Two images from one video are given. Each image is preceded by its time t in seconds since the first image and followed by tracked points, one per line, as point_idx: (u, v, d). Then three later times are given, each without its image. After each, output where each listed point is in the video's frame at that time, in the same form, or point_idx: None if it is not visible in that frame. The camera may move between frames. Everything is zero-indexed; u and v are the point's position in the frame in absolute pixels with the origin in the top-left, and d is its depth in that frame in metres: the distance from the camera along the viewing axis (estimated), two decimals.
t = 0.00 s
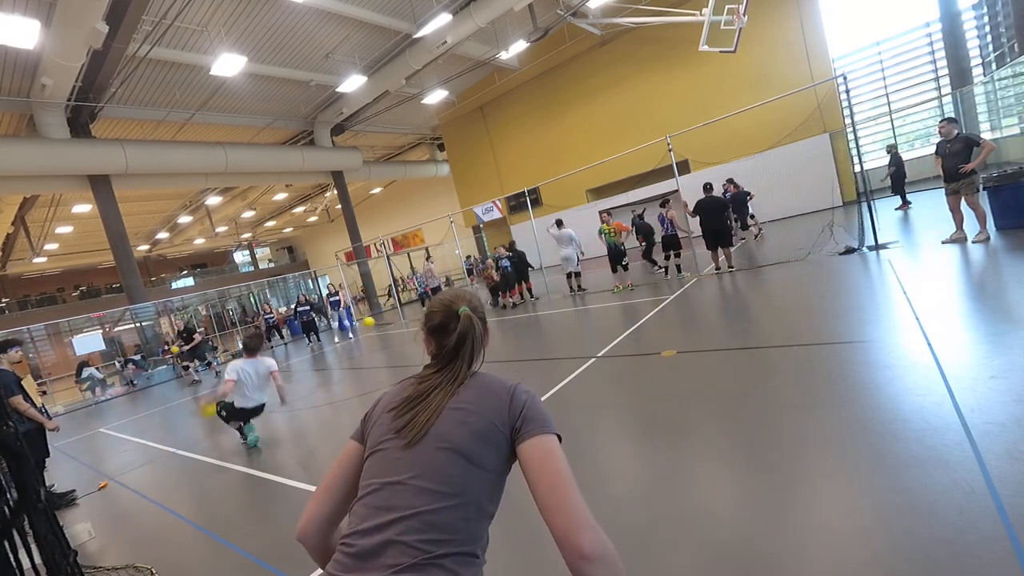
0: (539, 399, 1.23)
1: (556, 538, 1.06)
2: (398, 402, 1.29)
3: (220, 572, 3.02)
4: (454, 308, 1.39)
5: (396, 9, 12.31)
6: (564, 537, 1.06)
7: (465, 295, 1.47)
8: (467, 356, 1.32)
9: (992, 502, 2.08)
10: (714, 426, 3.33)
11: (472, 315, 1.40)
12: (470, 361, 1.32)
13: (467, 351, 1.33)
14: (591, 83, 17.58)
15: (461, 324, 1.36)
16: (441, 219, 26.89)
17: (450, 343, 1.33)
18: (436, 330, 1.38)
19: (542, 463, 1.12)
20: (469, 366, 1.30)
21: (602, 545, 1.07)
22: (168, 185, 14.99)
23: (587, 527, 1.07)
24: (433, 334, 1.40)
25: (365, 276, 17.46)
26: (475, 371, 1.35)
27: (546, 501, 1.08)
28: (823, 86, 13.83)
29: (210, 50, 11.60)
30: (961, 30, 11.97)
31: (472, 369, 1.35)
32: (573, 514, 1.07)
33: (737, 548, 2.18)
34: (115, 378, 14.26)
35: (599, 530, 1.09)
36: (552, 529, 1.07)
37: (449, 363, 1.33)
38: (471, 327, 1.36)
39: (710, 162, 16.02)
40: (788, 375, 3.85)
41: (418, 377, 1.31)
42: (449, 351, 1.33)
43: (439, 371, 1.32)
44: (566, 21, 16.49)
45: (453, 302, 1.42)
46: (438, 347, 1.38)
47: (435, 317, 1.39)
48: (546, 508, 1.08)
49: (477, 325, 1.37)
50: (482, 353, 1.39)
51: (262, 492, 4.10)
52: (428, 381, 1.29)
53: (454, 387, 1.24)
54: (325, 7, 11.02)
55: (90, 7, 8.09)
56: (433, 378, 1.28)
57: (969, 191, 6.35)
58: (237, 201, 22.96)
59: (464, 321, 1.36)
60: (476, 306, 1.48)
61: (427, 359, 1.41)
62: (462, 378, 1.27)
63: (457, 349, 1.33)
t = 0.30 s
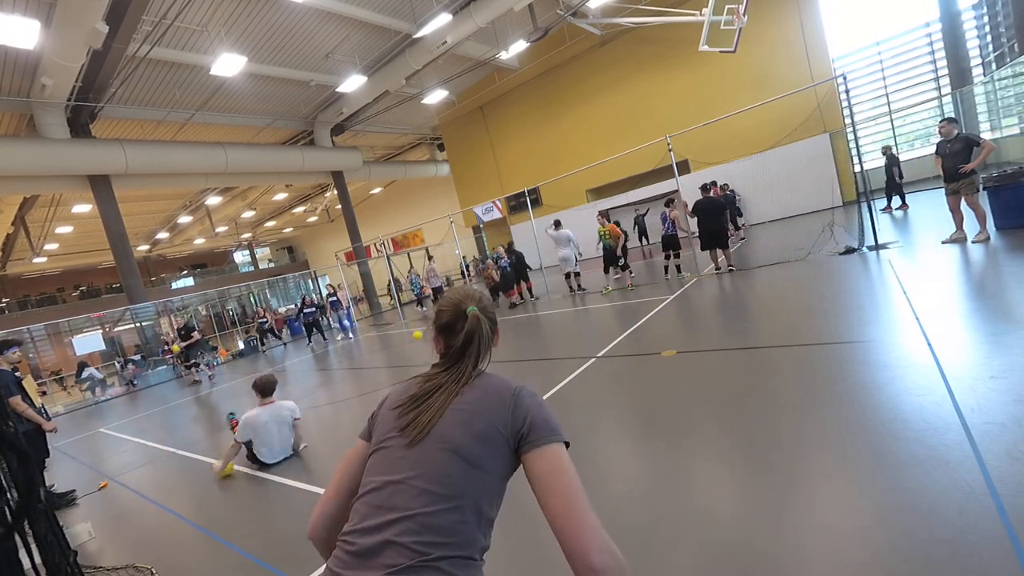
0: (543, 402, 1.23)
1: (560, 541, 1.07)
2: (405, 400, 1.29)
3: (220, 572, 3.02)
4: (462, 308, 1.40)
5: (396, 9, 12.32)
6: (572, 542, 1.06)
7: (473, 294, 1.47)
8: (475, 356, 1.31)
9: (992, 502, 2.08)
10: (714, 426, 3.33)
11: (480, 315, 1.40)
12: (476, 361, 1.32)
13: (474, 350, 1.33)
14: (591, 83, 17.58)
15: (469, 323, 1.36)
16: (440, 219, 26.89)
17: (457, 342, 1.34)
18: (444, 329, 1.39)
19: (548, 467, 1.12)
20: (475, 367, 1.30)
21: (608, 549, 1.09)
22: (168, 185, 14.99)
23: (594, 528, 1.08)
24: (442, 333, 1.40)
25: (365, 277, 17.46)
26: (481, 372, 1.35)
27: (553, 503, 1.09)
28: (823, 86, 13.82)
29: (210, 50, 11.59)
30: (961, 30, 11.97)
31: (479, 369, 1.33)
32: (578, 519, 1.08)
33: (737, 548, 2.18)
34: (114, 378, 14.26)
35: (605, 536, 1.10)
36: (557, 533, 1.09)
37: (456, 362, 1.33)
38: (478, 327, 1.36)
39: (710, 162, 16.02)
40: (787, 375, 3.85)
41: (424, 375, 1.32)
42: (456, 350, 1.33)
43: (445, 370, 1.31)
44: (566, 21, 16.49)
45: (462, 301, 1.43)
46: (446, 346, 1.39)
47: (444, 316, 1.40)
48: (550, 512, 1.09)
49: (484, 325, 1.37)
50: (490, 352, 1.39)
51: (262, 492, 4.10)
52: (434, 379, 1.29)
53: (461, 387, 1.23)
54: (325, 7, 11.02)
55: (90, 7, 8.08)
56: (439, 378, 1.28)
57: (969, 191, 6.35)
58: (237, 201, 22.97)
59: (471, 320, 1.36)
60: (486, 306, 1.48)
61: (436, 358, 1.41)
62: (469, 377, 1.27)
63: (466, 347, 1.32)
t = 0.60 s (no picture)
0: (539, 399, 1.23)
1: (549, 527, 1.22)
2: (401, 396, 1.30)
3: (221, 572, 3.02)
4: (449, 301, 1.39)
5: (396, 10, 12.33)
6: (574, 527, 1.20)
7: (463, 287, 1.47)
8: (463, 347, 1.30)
9: (992, 502, 2.08)
10: (714, 425, 3.33)
11: (467, 306, 1.39)
12: (466, 354, 1.31)
13: (462, 343, 1.32)
14: (591, 83, 17.59)
15: (455, 316, 1.35)
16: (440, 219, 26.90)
17: (445, 337, 1.33)
18: (434, 324, 1.39)
19: (547, 467, 1.19)
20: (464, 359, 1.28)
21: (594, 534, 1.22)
22: (168, 185, 14.99)
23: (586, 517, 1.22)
24: (432, 328, 1.41)
25: (365, 277, 17.47)
26: (473, 366, 1.33)
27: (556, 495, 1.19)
28: (823, 86, 13.82)
29: (210, 50, 11.59)
30: (960, 30, 11.97)
31: (471, 363, 1.32)
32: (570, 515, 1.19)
33: (736, 547, 2.18)
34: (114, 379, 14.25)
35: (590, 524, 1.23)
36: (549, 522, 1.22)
37: (445, 356, 1.32)
38: (463, 319, 1.35)
39: (711, 162, 16.02)
40: (787, 375, 3.86)
41: (416, 373, 1.32)
42: (445, 344, 1.32)
43: (435, 366, 1.31)
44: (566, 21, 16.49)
45: (450, 293, 1.43)
46: (437, 340, 1.38)
47: (432, 310, 1.40)
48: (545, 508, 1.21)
49: (469, 313, 1.37)
50: (478, 341, 1.38)
51: (262, 492, 4.10)
52: (425, 377, 1.28)
53: (451, 380, 1.24)
54: (325, 7, 11.01)
55: (91, 7, 8.08)
56: (429, 375, 1.28)
57: (969, 191, 6.35)
58: (237, 201, 22.97)
59: (458, 313, 1.36)
60: (477, 298, 1.48)
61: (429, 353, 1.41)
62: (460, 374, 1.26)
63: (452, 336, 1.33)
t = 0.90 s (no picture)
0: (507, 368, 1.20)
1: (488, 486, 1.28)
2: (369, 377, 1.24)
3: (220, 572, 3.03)
4: (400, 277, 1.34)
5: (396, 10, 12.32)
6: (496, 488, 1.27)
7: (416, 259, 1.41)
8: (421, 323, 1.25)
9: (992, 502, 2.08)
10: (714, 426, 3.33)
11: (420, 279, 1.34)
12: (426, 329, 1.25)
13: (420, 318, 1.26)
14: (590, 84, 17.59)
15: (409, 292, 1.30)
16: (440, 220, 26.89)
17: (402, 314, 1.28)
18: (389, 303, 1.34)
19: (503, 439, 1.21)
20: (425, 336, 1.24)
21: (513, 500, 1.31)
22: (168, 186, 14.99)
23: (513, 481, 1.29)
24: (387, 308, 1.35)
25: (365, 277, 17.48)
26: (436, 340, 1.28)
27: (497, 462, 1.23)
28: (823, 86, 13.82)
29: (210, 50, 11.59)
30: (960, 31, 11.98)
31: (432, 337, 1.27)
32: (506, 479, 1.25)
33: (736, 547, 2.19)
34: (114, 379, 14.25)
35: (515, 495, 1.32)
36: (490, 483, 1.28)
37: (404, 335, 1.27)
38: (418, 293, 1.30)
39: (710, 162, 16.02)
40: (786, 375, 3.86)
41: (380, 358, 1.27)
42: (403, 322, 1.27)
43: (396, 347, 1.26)
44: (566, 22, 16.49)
45: (401, 269, 1.37)
46: (393, 320, 1.33)
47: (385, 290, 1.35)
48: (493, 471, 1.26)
49: (423, 287, 1.32)
50: (437, 313, 1.33)
51: (262, 492, 4.11)
52: (388, 361, 1.23)
53: (416, 356, 1.19)
54: (325, 7, 11.00)
55: (90, 7, 8.07)
56: (392, 358, 1.22)
57: (969, 191, 6.35)
58: (237, 201, 22.95)
59: (411, 288, 1.30)
60: (429, 267, 1.42)
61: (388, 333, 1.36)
62: (422, 352, 1.20)
63: (408, 308, 1.28)
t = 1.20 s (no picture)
0: (456, 346, 1.20)
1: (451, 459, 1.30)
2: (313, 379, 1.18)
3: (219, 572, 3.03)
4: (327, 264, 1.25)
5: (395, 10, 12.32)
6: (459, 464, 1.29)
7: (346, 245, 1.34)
8: (353, 312, 1.18)
9: (992, 502, 2.08)
10: (714, 426, 3.33)
11: (347, 265, 1.26)
12: (360, 317, 1.19)
13: (351, 306, 1.19)
14: (590, 84, 17.60)
15: (338, 280, 1.22)
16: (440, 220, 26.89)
17: (333, 304, 1.20)
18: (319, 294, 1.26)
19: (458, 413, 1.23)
20: (359, 326, 1.17)
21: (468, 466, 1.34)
22: (168, 185, 14.98)
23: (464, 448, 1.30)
24: (318, 299, 1.27)
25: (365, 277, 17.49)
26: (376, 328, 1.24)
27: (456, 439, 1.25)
28: (823, 87, 13.83)
29: (210, 50, 11.59)
30: (960, 31, 11.98)
31: (370, 326, 1.22)
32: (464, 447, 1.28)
33: (735, 548, 2.19)
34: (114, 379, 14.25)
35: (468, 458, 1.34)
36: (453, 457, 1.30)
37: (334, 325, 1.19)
38: (346, 278, 1.22)
39: (710, 162, 16.02)
40: (787, 375, 3.86)
41: (318, 354, 1.20)
42: (333, 312, 1.19)
43: (330, 340, 1.19)
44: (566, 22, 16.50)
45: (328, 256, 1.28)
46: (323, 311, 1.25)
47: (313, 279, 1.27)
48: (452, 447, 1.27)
49: (350, 272, 1.24)
50: (369, 299, 1.28)
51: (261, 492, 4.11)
52: (327, 356, 1.17)
53: (359, 351, 1.13)
54: (325, 7, 11.00)
55: (90, 7, 8.07)
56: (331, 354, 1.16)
57: (969, 191, 6.35)
58: (237, 201, 22.94)
59: (340, 275, 1.22)
60: (358, 251, 1.35)
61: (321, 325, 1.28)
62: (362, 344, 1.15)
63: (338, 298, 1.20)
